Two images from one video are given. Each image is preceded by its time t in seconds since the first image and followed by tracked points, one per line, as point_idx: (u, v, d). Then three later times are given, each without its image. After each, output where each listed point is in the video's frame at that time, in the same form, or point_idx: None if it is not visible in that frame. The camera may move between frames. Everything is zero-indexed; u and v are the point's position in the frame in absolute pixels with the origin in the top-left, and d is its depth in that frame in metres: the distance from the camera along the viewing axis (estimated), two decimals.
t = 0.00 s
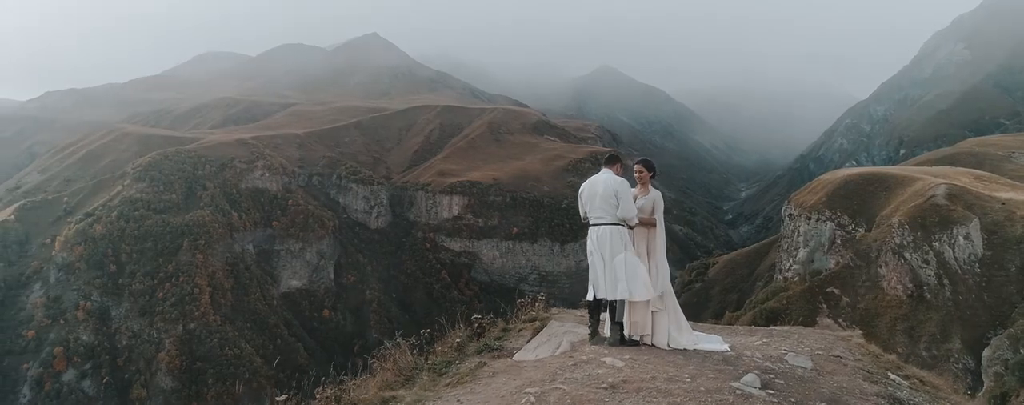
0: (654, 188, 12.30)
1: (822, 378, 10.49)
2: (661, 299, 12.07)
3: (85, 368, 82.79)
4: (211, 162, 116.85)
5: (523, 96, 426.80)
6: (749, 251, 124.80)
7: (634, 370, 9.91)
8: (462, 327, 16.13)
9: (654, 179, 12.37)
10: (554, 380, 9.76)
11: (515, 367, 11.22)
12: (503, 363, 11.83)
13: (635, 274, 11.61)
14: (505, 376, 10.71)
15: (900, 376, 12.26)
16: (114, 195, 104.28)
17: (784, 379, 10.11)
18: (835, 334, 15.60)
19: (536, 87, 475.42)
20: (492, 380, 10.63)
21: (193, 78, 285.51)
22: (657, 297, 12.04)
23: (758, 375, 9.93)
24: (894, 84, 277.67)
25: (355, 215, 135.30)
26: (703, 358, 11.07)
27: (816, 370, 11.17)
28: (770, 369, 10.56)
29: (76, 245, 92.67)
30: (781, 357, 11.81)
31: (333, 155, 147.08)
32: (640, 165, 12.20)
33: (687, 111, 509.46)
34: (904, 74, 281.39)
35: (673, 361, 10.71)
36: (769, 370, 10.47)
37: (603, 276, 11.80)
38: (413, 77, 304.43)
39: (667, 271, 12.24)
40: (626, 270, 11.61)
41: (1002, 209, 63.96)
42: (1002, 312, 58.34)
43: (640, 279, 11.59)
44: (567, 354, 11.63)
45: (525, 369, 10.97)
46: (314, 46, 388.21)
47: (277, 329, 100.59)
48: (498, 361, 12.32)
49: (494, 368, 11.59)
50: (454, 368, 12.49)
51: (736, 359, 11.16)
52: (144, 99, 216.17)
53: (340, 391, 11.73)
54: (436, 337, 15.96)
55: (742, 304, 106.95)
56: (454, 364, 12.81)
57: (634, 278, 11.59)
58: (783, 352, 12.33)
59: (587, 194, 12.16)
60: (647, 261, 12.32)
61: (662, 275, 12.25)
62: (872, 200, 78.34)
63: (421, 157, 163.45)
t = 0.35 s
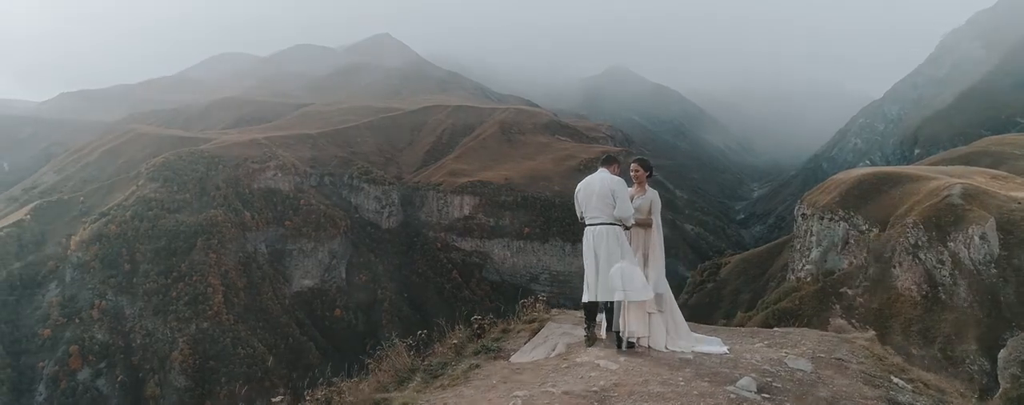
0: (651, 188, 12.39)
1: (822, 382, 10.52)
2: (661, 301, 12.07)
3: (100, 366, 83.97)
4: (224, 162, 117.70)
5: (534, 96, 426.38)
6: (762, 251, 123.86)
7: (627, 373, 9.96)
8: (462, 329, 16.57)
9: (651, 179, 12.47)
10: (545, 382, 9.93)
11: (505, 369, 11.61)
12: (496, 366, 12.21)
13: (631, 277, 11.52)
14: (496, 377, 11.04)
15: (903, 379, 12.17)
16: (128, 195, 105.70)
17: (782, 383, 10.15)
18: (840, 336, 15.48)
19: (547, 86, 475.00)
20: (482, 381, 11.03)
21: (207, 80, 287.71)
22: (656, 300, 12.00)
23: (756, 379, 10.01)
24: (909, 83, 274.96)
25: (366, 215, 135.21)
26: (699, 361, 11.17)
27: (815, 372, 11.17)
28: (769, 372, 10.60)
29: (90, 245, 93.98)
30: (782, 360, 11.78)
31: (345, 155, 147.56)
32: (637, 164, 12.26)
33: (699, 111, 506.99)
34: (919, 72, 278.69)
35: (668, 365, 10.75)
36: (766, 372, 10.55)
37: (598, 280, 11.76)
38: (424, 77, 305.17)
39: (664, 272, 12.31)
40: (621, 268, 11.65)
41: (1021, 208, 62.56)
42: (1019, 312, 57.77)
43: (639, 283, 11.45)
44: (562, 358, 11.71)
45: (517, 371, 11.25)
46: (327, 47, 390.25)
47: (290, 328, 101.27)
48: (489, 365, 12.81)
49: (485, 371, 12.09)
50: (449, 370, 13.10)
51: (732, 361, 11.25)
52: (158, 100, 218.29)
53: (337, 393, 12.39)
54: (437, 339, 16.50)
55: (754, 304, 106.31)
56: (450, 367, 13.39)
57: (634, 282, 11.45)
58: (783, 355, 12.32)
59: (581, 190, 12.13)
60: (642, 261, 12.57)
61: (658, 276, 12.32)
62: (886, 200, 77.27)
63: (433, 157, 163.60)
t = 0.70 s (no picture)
0: (645, 187, 12.28)
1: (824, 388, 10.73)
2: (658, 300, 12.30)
3: (113, 365, 85.49)
4: (236, 162, 118.45)
5: (544, 96, 425.84)
6: (773, 251, 123.15)
7: (620, 379, 10.07)
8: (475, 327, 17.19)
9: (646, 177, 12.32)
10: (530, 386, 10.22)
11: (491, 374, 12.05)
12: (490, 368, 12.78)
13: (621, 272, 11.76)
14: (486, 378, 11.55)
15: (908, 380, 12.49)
16: (141, 195, 106.97)
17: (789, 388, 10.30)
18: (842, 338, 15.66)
19: (558, 86, 474.24)
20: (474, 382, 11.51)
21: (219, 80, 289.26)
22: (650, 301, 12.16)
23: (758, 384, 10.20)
24: (923, 82, 272.68)
25: (377, 215, 135.79)
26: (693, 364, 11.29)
27: (813, 375, 11.45)
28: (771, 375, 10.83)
29: (104, 246, 95.46)
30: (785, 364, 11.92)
31: (355, 155, 147.95)
32: (631, 163, 12.11)
33: (710, 110, 504.61)
34: (934, 71, 276.36)
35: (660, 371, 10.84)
36: (763, 374, 10.81)
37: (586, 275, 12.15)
38: (434, 78, 305.66)
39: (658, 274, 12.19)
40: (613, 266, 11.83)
41: None
42: None
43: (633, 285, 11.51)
44: (555, 363, 11.97)
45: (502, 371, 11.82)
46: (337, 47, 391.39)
47: (301, 327, 101.84)
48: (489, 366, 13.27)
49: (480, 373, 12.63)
50: (442, 370, 13.54)
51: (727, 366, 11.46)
52: (170, 101, 220.01)
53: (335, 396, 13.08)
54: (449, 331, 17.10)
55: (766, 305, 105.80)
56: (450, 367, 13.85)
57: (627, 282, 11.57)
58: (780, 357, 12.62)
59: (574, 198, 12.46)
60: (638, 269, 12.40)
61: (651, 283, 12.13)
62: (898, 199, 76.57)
63: (443, 157, 163.74)
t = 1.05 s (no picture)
0: (639, 187, 13.36)
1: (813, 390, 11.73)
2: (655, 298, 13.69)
3: (127, 363, 85.94)
4: (249, 163, 119.49)
5: (554, 96, 425.15)
6: (786, 251, 122.63)
7: (617, 388, 10.27)
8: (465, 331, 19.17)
9: (640, 178, 13.42)
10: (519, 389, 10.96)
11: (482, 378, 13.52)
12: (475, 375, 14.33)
13: (612, 273, 13.39)
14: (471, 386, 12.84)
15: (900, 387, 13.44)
16: (154, 194, 108.18)
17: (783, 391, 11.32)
18: (844, 341, 16.52)
19: (568, 86, 473.42)
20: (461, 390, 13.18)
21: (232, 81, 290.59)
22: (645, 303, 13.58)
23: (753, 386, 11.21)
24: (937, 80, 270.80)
25: (388, 214, 134.81)
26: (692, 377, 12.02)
27: (807, 380, 12.48)
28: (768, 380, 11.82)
29: (118, 245, 96.78)
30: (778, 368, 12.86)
31: (366, 154, 148.47)
32: (624, 163, 13.11)
33: (721, 110, 502.46)
34: (947, 69, 274.64)
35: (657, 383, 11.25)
36: (759, 381, 11.74)
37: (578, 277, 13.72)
38: (444, 79, 306.57)
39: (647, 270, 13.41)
40: (605, 271, 13.48)
41: None
42: None
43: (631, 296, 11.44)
44: (551, 365, 12.86)
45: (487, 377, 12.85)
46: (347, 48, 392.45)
47: (314, 327, 102.85)
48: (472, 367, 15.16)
49: (470, 377, 14.46)
50: (434, 371, 15.48)
51: (723, 370, 12.52)
52: (182, 101, 221.40)
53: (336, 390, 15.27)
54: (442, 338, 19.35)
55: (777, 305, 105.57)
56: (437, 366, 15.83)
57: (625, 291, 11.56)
58: (775, 361, 13.58)
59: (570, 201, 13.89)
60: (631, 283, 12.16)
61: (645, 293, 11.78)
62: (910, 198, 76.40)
63: (454, 156, 164.09)
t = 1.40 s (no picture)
0: (629, 189, 25.11)
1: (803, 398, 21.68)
2: (641, 287, 24.85)
3: (161, 372, 88.34)
4: (273, 169, 122.76)
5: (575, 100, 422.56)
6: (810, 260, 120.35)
7: (614, 398, 19.04)
8: (494, 382, 28.20)
9: (629, 180, 24.86)
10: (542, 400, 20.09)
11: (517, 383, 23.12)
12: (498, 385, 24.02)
13: (602, 266, 24.98)
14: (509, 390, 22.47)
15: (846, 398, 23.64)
16: (179, 200, 110.74)
17: (780, 397, 20.99)
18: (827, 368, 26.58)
19: (588, 88, 469.61)
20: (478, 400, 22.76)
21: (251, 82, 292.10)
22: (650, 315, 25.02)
23: (759, 395, 20.70)
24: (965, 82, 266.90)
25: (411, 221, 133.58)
26: (685, 383, 21.10)
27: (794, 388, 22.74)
28: (772, 388, 21.93)
29: (151, 254, 100.02)
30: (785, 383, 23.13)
31: (387, 159, 150.26)
32: (616, 160, 23.93)
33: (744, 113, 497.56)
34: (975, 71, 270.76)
35: (650, 389, 20.11)
36: (755, 388, 21.64)
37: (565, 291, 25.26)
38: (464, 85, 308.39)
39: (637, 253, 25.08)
40: (595, 260, 24.90)
41: None
42: None
43: (627, 306, 20.00)
44: (575, 374, 22.55)
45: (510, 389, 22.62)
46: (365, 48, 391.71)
47: (340, 336, 103.86)
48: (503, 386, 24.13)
49: (494, 374, 30.68)
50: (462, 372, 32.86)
51: (727, 378, 22.58)
52: (201, 99, 222.95)
53: None
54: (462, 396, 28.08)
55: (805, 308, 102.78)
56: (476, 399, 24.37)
57: (623, 301, 20.07)
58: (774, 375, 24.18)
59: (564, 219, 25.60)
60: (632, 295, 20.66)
61: (640, 302, 20.24)
62: (934, 206, 73.73)
63: (473, 160, 165.78)
